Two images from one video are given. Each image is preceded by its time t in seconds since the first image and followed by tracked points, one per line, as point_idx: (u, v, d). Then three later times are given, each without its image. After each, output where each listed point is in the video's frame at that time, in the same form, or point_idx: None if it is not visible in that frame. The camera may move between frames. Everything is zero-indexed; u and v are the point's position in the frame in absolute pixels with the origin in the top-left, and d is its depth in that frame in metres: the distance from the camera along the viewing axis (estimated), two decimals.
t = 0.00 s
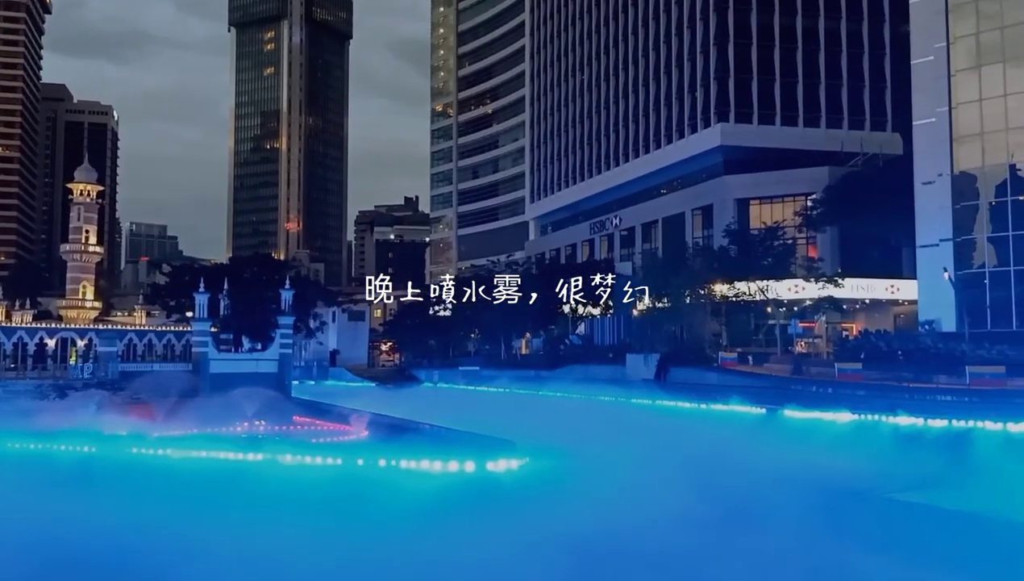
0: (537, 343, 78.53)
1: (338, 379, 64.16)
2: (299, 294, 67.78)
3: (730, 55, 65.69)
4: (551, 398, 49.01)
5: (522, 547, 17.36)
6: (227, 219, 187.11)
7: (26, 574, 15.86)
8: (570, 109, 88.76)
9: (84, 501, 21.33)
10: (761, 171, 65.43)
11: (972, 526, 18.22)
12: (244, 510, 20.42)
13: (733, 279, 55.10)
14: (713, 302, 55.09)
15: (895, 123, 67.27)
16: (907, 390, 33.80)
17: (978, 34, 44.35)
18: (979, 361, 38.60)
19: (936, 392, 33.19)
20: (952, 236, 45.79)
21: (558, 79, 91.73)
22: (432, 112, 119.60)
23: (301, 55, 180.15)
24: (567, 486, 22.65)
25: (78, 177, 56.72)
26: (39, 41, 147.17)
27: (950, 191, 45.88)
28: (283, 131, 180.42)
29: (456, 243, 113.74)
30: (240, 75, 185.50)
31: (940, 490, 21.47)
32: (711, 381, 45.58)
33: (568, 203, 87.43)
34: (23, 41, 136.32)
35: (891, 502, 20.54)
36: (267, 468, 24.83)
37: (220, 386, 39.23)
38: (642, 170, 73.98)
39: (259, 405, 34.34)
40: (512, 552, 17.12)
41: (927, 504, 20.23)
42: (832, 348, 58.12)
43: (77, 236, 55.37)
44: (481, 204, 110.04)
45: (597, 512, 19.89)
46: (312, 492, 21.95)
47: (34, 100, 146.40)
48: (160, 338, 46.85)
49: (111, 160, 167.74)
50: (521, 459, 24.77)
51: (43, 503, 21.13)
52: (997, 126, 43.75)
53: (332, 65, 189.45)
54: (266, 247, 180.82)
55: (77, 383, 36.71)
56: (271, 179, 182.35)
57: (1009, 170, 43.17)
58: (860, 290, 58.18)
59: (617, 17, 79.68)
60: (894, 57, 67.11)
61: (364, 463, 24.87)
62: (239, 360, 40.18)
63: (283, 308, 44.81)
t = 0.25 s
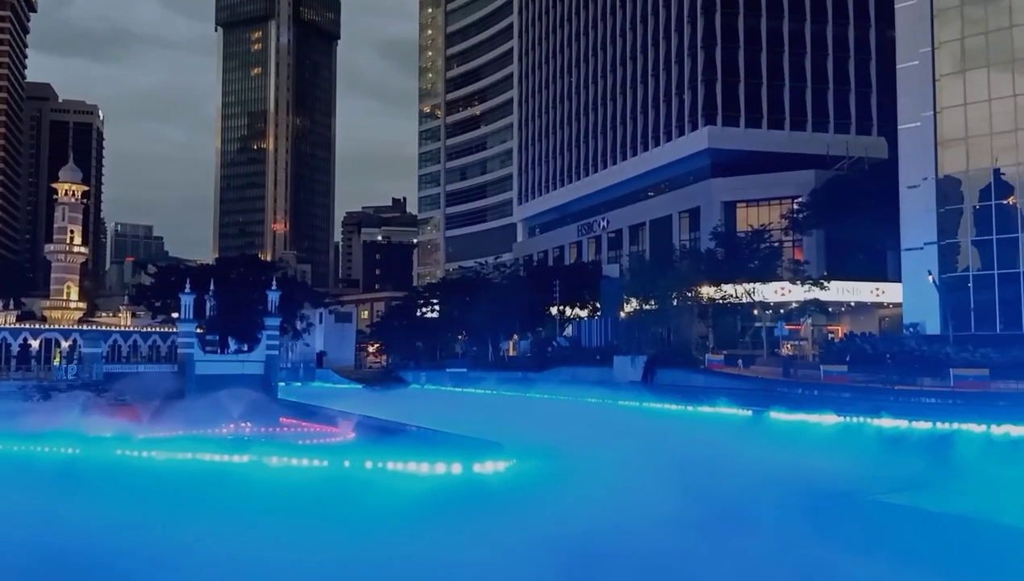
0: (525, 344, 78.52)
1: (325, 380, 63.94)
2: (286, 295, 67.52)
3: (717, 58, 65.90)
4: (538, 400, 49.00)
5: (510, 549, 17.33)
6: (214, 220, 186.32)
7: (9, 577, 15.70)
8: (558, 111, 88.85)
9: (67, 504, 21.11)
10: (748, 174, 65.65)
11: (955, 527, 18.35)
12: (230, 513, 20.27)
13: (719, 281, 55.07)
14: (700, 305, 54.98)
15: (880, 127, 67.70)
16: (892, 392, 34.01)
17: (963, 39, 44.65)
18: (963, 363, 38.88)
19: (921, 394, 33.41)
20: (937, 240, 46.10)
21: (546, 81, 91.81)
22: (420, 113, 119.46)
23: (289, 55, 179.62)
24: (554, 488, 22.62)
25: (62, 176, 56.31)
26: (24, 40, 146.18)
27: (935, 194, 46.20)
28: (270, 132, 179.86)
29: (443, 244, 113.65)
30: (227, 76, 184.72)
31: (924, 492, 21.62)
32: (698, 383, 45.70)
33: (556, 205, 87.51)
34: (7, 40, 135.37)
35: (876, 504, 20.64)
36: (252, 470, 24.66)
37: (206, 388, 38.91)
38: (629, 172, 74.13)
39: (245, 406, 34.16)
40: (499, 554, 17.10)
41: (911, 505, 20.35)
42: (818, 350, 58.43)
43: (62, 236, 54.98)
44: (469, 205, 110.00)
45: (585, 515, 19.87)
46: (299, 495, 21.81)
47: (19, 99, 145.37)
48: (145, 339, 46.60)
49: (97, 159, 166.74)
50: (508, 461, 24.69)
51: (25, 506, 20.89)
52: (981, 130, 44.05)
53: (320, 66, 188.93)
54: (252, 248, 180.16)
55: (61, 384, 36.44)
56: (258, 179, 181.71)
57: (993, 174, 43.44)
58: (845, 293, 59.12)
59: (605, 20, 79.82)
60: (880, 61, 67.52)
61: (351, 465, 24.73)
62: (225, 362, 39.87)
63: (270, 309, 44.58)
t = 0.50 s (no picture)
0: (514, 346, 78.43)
1: (313, 381, 63.75)
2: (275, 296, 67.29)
3: (707, 61, 66.12)
4: (527, 401, 49.01)
5: (501, 550, 17.33)
6: (202, 221, 185.63)
7: None
8: (547, 113, 88.95)
9: (52, 506, 20.93)
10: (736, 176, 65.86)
11: (941, 527, 18.51)
12: (218, 515, 20.18)
13: (708, 283, 55.35)
14: (689, 307, 55.24)
15: (868, 130, 68.09)
16: (878, 394, 34.19)
17: (950, 43, 44.91)
18: (950, 365, 39.13)
19: (907, 396, 33.63)
20: (923, 243, 46.37)
21: (536, 83, 91.86)
22: (410, 114, 119.41)
23: (278, 56, 179.16)
24: (543, 489, 22.60)
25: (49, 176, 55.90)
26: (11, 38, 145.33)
27: (922, 198, 46.44)
28: (259, 133, 179.36)
29: (433, 246, 113.59)
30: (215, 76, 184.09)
31: (910, 493, 21.78)
32: (687, 385, 45.82)
33: (545, 207, 87.60)
34: None
35: (864, 505, 20.77)
36: (240, 472, 24.53)
37: (193, 390, 38.63)
38: (618, 174, 74.27)
39: (232, 408, 34.02)
40: (489, 555, 17.12)
41: (897, 506, 20.51)
42: (805, 352, 58.68)
43: (48, 236, 54.60)
44: (458, 207, 110.01)
45: (573, 516, 19.88)
46: (287, 497, 21.72)
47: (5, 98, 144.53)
48: (132, 341, 46.45)
49: (84, 159, 165.87)
50: (497, 462, 24.66)
51: (11, 509, 20.72)
52: (968, 134, 44.32)
53: (309, 66, 188.51)
54: (240, 249, 179.59)
55: (46, 386, 36.25)
56: (247, 180, 181.13)
57: (980, 177, 43.74)
58: (833, 295, 58.95)
59: (595, 22, 79.95)
60: (868, 65, 67.92)
61: (339, 467, 24.64)
62: (213, 363, 39.63)
63: (258, 310, 44.35)
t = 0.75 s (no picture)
0: (505, 347, 78.40)
1: (304, 382, 63.58)
2: (265, 296, 67.06)
3: (697, 62, 66.26)
4: (518, 402, 49.02)
5: (493, 551, 17.33)
6: (192, 221, 185.05)
7: None
8: (539, 114, 89.00)
9: (41, 508, 20.83)
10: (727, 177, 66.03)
11: (930, 528, 18.57)
12: (209, 517, 20.11)
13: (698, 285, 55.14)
14: (681, 308, 54.82)
15: (857, 131, 68.37)
16: (868, 395, 34.34)
17: (939, 45, 45.11)
18: (939, 366, 39.33)
19: (897, 396, 33.80)
20: (913, 244, 46.60)
21: (528, 84, 91.89)
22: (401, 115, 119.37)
23: (269, 56, 178.71)
24: (534, 490, 22.59)
25: (38, 176, 55.58)
26: None
27: (911, 199, 46.67)
28: (249, 133, 178.87)
29: (424, 247, 113.54)
30: (206, 76, 183.53)
31: (899, 493, 21.87)
32: (677, 385, 45.90)
33: (536, 208, 87.65)
34: None
35: (854, 505, 20.85)
36: (230, 473, 24.46)
37: (183, 391, 38.49)
38: (610, 175, 74.38)
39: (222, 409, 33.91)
40: (481, 556, 17.11)
41: (887, 506, 20.60)
42: (796, 352, 58.88)
43: (37, 236, 54.27)
44: (449, 208, 109.99)
45: (565, 516, 19.89)
46: (278, 498, 21.66)
47: None
48: (122, 342, 46.29)
49: (73, 159, 165.13)
50: (488, 463, 24.63)
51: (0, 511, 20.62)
52: (957, 136, 44.53)
53: (300, 67, 188.19)
54: (231, 250, 179.11)
55: (35, 387, 36.06)
56: (237, 180, 180.67)
57: (969, 179, 43.98)
58: (823, 296, 59.37)
59: (586, 23, 80.03)
60: (858, 67, 68.23)
61: (330, 468, 24.58)
62: (203, 364, 39.48)
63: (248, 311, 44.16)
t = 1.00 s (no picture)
0: (495, 346, 78.40)
1: (293, 382, 63.41)
2: (254, 295, 66.80)
3: (687, 62, 66.41)
4: (508, 401, 49.02)
5: (482, 551, 17.32)
6: (181, 220, 184.30)
7: None
8: (529, 113, 89.05)
9: (28, 508, 20.70)
10: (716, 177, 66.19)
11: (917, 527, 18.66)
12: (197, 517, 20.03)
13: (687, 284, 55.36)
14: (670, 307, 55.11)
15: (846, 132, 68.66)
16: (857, 394, 34.48)
17: (927, 46, 45.33)
18: (927, 365, 39.56)
19: (884, 396, 33.97)
20: (901, 244, 46.83)
21: (518, 83, 91.93)
22: (391, 114, 119.28)
23: (258, 54, 178.14)
24: (524, 490, 22.56)
25: (25, 174, 55.24)
26: None
27: (899, 199, 46.89)
28: (239, 131, 178.26)
29: (414, 246, 113.46)
30: (195, 74, 182.81)
31: (886, 492, 21.93)
32: (667, 385, 46.01)
33: (526, 208, 87.71)
34: None
35: (842, 504, 20.92)
36: (219, 473, 24.37)
37: (172, 390, 38.15)
38: (600, 175, 74.47)
39: (211, 409, 33.77)
40: (469, 555, 17.09)
41: (875, 505, 20.67)
42: (784, 352, 59.10)
43: (24, 235, 53.89)
44: (439, 207, 109.93)
45: (555, 516, 19.89)
46: (267, 498, 21.58)
47: None
48: (110, 341, 46.09)
49: (61, 157, 164.26)
50: (478, 463, 24.58)
51: None
52: (944, 137, 44.76)
53: (290, 65, 187.73)
54: (220, 249, 178.49)
55: (22, 387, 35.84)
56: (226, 179, 180.06)
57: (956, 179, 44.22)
58: (811, 296, 59.64)
59: (576, 23, 80.10)
60: (847, 68, 68.55)
61: (319, 468, 24.50)
62: (193, 364, 39.21)
63: (237, 311, 44.00)
